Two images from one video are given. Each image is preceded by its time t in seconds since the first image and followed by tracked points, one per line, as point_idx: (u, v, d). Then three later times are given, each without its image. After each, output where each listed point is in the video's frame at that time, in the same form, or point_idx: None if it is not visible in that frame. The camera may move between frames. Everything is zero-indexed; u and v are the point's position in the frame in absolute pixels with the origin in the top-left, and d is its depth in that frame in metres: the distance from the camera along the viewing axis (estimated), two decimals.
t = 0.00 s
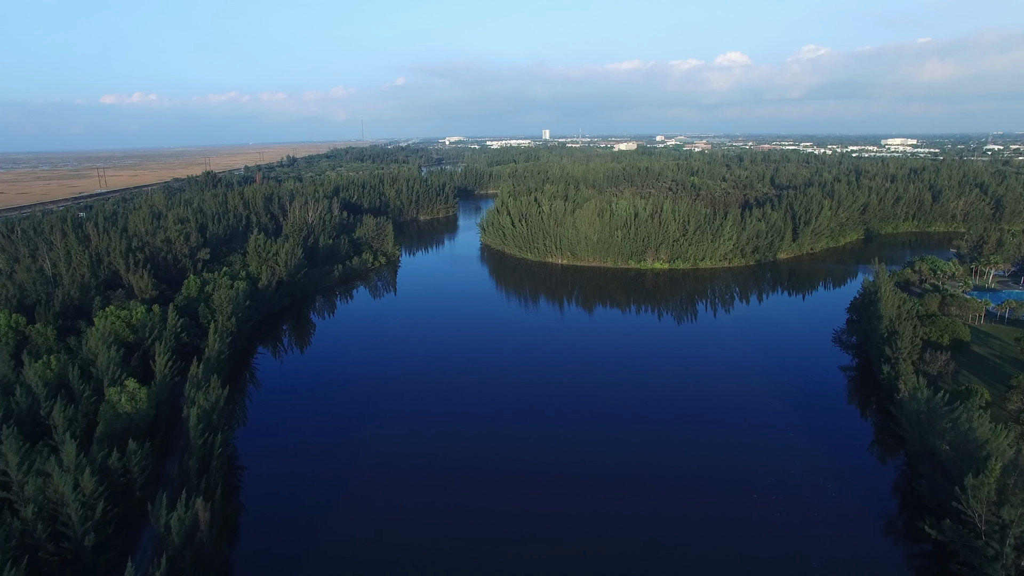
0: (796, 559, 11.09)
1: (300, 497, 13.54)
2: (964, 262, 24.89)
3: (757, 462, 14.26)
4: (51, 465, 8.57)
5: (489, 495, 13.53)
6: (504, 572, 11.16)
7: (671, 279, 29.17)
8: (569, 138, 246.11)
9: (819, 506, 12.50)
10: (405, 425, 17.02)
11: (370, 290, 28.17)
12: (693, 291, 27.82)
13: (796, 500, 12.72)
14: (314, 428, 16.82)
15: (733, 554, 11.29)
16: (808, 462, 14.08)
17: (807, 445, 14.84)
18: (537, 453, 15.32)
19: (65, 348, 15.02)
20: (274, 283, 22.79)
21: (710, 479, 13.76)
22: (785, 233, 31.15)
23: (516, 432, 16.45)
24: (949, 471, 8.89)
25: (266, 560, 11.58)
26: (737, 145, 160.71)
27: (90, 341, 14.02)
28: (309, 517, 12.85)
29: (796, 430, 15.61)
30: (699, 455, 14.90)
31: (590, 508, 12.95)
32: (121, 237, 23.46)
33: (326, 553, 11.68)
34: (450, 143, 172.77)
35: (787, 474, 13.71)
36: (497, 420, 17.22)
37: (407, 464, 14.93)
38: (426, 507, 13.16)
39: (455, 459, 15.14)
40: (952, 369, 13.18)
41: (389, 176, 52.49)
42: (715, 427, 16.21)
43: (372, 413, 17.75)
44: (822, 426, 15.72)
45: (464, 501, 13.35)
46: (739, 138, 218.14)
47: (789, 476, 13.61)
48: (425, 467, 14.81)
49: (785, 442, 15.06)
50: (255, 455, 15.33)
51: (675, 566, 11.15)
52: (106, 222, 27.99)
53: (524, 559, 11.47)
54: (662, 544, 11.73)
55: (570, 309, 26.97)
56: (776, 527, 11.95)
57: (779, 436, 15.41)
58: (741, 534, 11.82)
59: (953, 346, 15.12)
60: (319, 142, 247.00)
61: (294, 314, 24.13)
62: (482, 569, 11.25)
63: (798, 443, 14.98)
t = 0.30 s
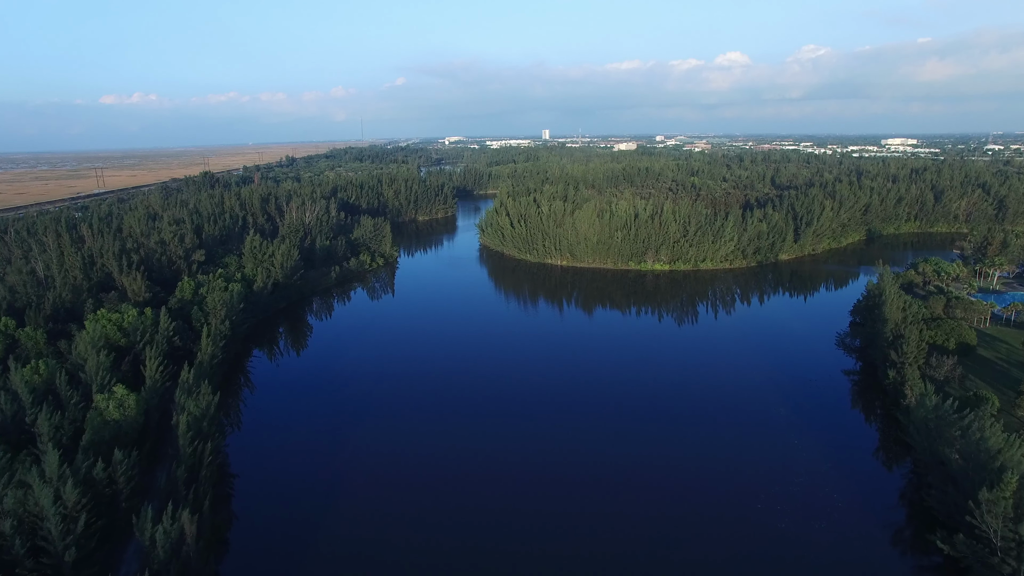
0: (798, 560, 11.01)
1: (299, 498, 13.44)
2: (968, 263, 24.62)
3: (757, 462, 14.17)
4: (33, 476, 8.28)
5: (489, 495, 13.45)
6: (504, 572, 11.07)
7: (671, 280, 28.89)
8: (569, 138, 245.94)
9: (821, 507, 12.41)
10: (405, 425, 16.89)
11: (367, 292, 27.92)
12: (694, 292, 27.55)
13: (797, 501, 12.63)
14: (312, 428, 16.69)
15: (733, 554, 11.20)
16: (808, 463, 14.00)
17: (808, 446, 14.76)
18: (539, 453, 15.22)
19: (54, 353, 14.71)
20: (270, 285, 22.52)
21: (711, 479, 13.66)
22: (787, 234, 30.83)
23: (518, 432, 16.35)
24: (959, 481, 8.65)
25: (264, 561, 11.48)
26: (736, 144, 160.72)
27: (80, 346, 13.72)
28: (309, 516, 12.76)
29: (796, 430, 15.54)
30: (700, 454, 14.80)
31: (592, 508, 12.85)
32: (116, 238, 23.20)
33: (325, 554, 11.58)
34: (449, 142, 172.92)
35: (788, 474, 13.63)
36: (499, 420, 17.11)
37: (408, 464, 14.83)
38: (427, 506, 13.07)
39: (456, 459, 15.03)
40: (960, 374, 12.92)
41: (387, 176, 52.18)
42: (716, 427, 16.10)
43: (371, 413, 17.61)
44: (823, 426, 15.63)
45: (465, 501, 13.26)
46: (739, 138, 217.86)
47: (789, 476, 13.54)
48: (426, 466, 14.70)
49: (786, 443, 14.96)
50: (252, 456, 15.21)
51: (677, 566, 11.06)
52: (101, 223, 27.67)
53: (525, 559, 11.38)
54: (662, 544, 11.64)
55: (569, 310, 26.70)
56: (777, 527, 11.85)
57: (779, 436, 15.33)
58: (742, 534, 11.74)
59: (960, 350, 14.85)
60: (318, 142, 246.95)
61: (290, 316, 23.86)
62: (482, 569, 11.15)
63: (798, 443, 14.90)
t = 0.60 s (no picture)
0: (797, 560, 10.98)
1: (298, 498, 13.43)
2: (973, 265, 24.33)
3: (756, 462, 14.13)
4: (13, 488, 8.01)
5: (488, 495, 13.45)
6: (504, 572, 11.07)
7: (672, 282, 28.61)
8: (569, 138, 245.77)
9: (819, 507, 12.38)
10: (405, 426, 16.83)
11: (365, 293, 27.67)
12: (695, 294, 27.28)
13: (796, 501, 12.60)
14: (310, 429, 16.56)
15: (732, 554, 11.18)
16: (807, 463, 13.97)
17: (807, 446, 14.72)
18: (540, 453, 15.18)
19: (45, 356, 14.45)
20: (265, 287, 22.23)
21: (711, 479, 13.62)
22: (789, 236, 30.55)
23: (518, 431, 16.30)
24: (971, 492, 8.38)
25: (263, 561, 11.48)
26: (736, 144, 160.22)
27: (69, 350, 13.44)
28: (309, 515, 12.80)
29: (795, 430, 15.51)
30: (700, 454, 14.79)
31: (592, 508, 12.84)
32: (111, 240, 22.96)
33: (323, 554, 11.56)
34: (449, 142, 172.75)
35: (787, 474, 13.60)
36: (499, 420, 17.05)
37: (408, 463, 14.81)
38: (427, 506, 13.08)
39: (456, 459, 15.00)
40: (967, 380, 12.66)
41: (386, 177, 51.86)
42: (715, 427, 16.04)
43: (370, 414, 17.52)
44: (822, 426, 15.60)
45: (465, 501, 13.25)
46: (739, 138, 217.60)
47: (788, 476, 13.52)
48: (427, 467, 14.68)
49: (785, 444, 14.90)
50: (251, 456, 15.18)
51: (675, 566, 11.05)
52: (96, 224, 27.41)
53: (525, 559, 11.38)
54: (661, 543, 11.67)
55: (569, 312, 26.43)
56: (776, 528, 11.83)
57: (779, 437, 15.25)
58: (740, 534, 11.73)
59: (966, 354, 14.58)
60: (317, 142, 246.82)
61: (287, 318, 23.59)
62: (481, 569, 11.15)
63: (798, 443, 14.85)
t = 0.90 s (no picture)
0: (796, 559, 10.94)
1: (296, 499, 13.39)
2: (977, 267, 24.04)
3: (757, 463, 14.08)
4: None
5: (485, 494, 13.38)
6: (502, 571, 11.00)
7: (673, 283, 28.30)
8: (569, 138, 245.52)
9: (819, 507, 12.33)
10: (404, 426, 16.73)
11: (362, 295, 27.40)
12: (696, 296, 26.99)
13: (796, 501, 12.54)
14: (306, 432, 16.38)
15: (732, 554, 11.12)
16: (807, 464, 13.92)
17: (807, 447, 14.67)
18: (539, 454, 15.07)
19: (33, 361, 14.14)
20: (261, 289, 21.94)
21: (710, 479, 13.57)
22: (790, 237, 30.30)
23: (518, 431, 16.21)
24: (986, 505, 8.07)
25: (260, 563, 11.43)
26: (737, 145, 160.13)
27: (58, 355, 13.15)
28: (308, 516, 12.76)
29: (795, 432, 15.43)
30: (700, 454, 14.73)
31: (592, 508, 12.77)
32: (106, 241, 22.70)
33: (320, 555, 11.52)
34: (449, 142, 172.76)
35: (786, 475, 13.56)
36: (499, 420, 16.96)
37: (408, 464, 14.75)
38: (425, 507, 13.01)
39: (456, 460, 14.91)
40: (975, 386, 12.37)
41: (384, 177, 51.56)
42: (714, 428, 15.96)
43: (368, 416, 17.38)
44: (821, 427, 15.53)
45: (463, 501, 13.17)
46: (739, 138, 217.34)
47: (788, 477, 13.46)
48: (426, 467, 14.60)
49: (786, 445, 14.82)
50: (248, 458, 15.11)
51: (675, 565, 11.00)
52: (90, 225, 27.10)
53: (524, 559, 11.29)
54: (661, 542, 11.61)
55: (569, 314, 26.14)
56: (776, 528, 11.77)
57: (779, 438, 15.17)
58: (741, 533, 11.69)
59: (973, 359, 14.28)
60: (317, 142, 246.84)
61: (283, 321, 23.31)
62: (479, 568, 11.10)
63: (798, 445, 14.79)
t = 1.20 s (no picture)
0: (791, 560, 11.04)
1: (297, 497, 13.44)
2: (983, 269, 23.74)
3: (755, 465, 14.17)
4: None
5: (482, 494, 13.55)
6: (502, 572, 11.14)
7: (674, 285, 28.02)
8: (569, 138, 245.26)
9: (817, 509, 12.38)
10: (406, 426, 16.87)
11: (361, 297, 27.18)
12: (697, 298, 26.74)
13: (793, 503, 12.61)
14: (303, 435, 16.25)
15: (729, 555, 11.24)
16: (805, 465, 13.97)
17: (805, 448, 14.74)
18: (541, 454, 15.29)
19: (22, 366, 13.84)
20: (257, 291, 21.67)
21: (706, 480, 13.77)
22: (792, 238, 30.03)
23: (519, 431, 16.41)
24: (1001, 520, 7.81)
25: (260, 561, 11.49)
26: (737, 145, 159.96)
27: (46, 360, 12.83)
28: (310, 514, 12.86)
29: (793, 433, 15.45)
30: (698, 455, 14.89)
31: (593, 507, 12.96)
32: (101, 242, 22.51)
33: (320, 554, 11.58)
34: (449, 143, 172.69)
35: (785, 477, 13.60)
36: (498, 421, 17.13)
37: (407, 463, 14.90)
38: (428, 507, 13.16)
39: (459, 460, 15.08)
40: (984, 392, 12.09)
41: (382, 177, 51.22)
42: (714, 431, 15.94)
43: (368, 417, 17.37)
44: (820, 428, 15.57)
45: (466, 501, 13.35)
46: (739, 138, 217.02)
47: (786, 478, 13.54)
48: (428, 467, 14.78)
49: (784, 447, 14.86)
50: (248, 458, 15.13)
51: (673, 566, 11.13)
52: (85, 226, 26.82)
53: (521, 559, 11.46)
54: (660, 543, 11.73)
55: (568, 316, 25.88)
56: (773, 530, 11.84)
57: (778, 441, 15.16)
58: (738, 535, 11.80)
59: (981, 363, 13.98)
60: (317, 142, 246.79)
61: (279, 323, 23.05)
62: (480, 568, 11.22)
63: (796, 446, 14.84)
